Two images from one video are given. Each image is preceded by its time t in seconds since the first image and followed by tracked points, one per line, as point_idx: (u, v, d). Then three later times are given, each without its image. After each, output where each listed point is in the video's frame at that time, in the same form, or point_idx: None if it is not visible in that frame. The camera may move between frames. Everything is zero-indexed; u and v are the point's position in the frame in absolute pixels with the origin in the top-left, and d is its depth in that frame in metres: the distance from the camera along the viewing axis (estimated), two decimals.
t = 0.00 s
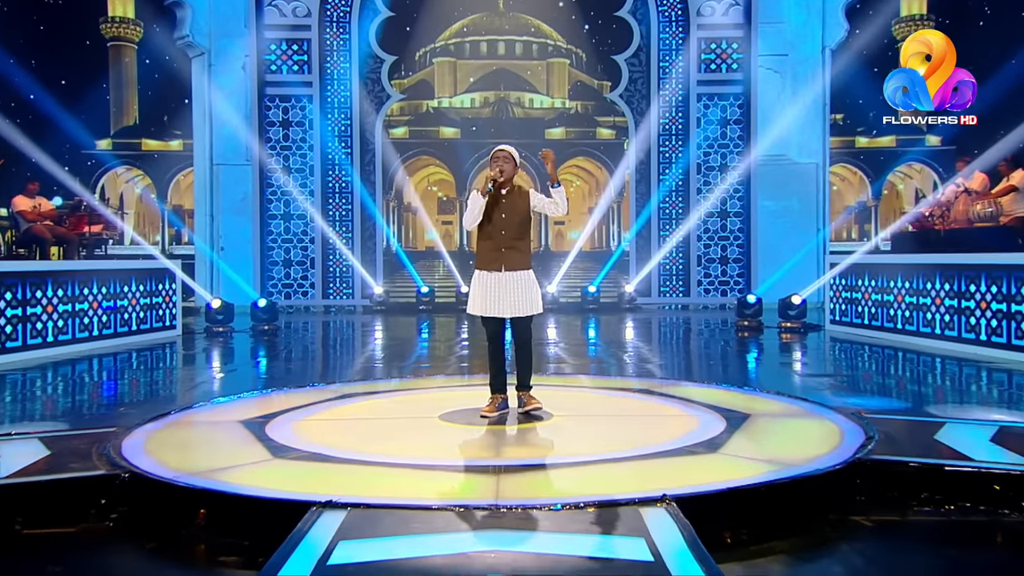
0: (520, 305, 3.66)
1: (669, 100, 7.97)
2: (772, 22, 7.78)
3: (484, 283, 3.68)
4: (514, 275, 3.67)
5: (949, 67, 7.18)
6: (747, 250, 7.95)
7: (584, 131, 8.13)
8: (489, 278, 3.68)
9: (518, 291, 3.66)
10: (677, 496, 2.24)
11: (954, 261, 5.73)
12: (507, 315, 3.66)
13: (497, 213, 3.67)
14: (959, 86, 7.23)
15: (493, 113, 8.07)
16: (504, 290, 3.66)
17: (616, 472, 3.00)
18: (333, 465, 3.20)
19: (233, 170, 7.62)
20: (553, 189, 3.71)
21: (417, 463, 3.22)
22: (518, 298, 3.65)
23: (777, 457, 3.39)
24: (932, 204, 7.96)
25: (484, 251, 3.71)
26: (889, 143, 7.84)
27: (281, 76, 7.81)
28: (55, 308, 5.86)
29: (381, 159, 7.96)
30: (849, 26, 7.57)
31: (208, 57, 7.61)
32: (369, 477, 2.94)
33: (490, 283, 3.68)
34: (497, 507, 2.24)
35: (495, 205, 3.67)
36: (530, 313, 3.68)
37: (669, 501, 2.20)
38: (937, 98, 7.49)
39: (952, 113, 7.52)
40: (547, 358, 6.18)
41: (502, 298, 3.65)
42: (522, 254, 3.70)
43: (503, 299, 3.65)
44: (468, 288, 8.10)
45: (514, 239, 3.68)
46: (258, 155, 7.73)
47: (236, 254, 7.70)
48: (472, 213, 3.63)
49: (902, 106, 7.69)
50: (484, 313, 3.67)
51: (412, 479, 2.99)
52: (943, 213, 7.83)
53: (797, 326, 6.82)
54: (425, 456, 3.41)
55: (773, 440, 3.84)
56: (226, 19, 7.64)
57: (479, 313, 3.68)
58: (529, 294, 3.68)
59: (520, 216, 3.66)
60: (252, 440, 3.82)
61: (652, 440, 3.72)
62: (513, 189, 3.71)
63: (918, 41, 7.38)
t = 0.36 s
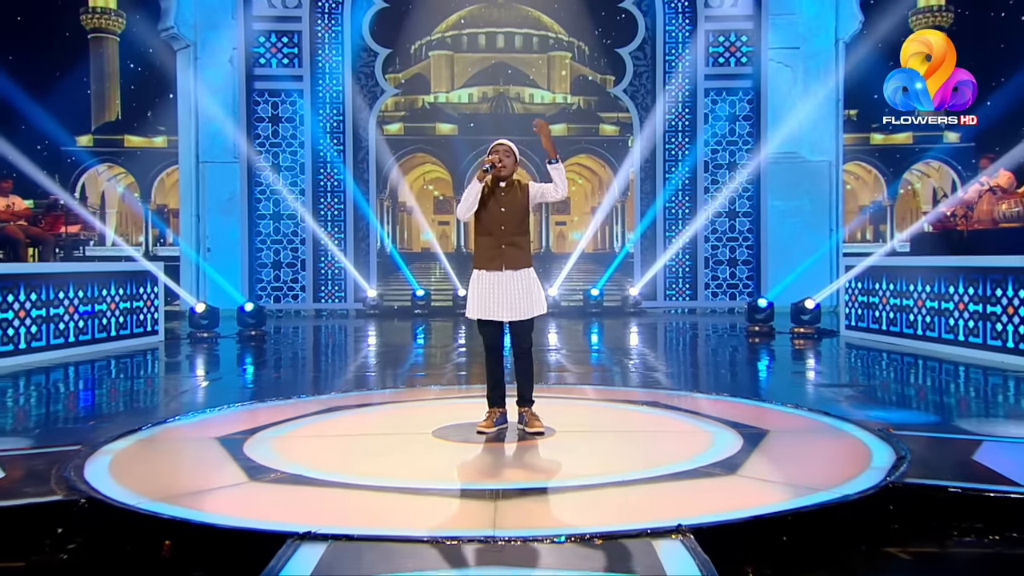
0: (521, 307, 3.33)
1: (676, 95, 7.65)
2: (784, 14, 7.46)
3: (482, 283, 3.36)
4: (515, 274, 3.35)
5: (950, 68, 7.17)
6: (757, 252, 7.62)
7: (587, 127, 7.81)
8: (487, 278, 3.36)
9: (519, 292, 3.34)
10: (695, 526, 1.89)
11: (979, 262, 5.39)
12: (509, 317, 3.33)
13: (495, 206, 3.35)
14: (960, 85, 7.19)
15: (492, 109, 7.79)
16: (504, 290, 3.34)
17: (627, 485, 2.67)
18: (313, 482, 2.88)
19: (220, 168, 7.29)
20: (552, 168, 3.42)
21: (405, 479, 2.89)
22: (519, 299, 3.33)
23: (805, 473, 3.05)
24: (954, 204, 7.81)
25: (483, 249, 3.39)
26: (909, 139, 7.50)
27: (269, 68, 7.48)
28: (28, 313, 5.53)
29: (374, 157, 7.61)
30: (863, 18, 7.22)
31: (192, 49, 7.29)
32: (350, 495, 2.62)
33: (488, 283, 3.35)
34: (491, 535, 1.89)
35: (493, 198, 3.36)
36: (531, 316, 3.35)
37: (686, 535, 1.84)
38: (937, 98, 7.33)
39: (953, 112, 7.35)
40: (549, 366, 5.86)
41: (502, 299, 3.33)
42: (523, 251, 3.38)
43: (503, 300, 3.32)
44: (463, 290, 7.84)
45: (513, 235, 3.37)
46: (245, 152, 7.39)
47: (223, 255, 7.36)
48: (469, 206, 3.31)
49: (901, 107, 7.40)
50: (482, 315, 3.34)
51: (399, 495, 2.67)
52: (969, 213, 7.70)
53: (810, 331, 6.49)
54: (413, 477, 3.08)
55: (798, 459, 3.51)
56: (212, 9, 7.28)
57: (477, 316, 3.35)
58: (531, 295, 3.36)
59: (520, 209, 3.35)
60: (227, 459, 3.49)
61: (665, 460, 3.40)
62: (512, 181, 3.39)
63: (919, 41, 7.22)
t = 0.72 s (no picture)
0: (518, 319, 2.98)
1: (683, 91, 7.29)
2: (796, 5, 7.17)
3: (476, 293, 3.02)
4: (511, 283, 3.02)
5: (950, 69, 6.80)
6: (768, 255, 7.28)
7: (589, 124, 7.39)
8: (480, 287, 3.03)
9: (516, 303, 3.00)
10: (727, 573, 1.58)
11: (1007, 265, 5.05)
12: (505, 331, 2.99)
13: (489, 209, 3.03)
14: (959, 86, 6.78)
15: (490, 104, 7.26)
16: (499, 301, 3.00)
17: (643, 508, 2.35)
18: (288, 496, 2.57)
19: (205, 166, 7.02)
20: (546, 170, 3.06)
21: (393, 493, 2.58)
22: (516, 311, 2.99)
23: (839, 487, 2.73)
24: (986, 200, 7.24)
25: (476, 255, 3.06)
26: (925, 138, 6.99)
27: (255, 62, 7.12)
28: None
29: (365, 155, 7.21)
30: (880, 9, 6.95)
31: (176, 42, 7.02)
32: (329, 515, 2.31)
33: (482, 294, 3.01)
34: None
35: (488, 199, 3.04)
36: (529, 329, 3.01)
37: None
38: (937, 98, 6.90)
39: (953, 113, 6.86)
40: (549, 376, 5.52)
41: (497, 310, 2.99)
42: (520, 257, 3.04)
43: (498, 312, 2.99)
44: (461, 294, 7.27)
45: (510, 240, 3.03)
46: (231, 150, 7.09)
47: (209, 256, 7.07)
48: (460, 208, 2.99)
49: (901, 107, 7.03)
50: (475, 328, 3.01)
51: (382, 516, 2.34)
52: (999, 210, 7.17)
53: (825, 339, 6.15)
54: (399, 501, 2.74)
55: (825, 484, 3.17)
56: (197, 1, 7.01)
57: (470, 329, 3.02)
58: (529, 306, 3.02)
59: (517, 212, 3.02)
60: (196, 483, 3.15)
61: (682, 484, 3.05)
62: (507, 182, 3.08)
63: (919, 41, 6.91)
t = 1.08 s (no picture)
0: (516, 330, 2.66)
1: (689, 87, 6.48)
2: None
3: (470, 303, 2.70)
4: (508, 291, 2.70)
5: (952, 68, 6.04)
6: (779, 258, 6.42)
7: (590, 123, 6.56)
8: (475, 296, 2.70)
9: (514, 313, 2.67)
10: None
11: None
12: (502, 344, 2.67)
13: (483, 211, 2.72)
14: (960, 88, 6.04)
15: (485, 101, 6.60)
16: (495, 311, 2.68)
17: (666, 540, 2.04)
18: (259, 519, 2.27)
19: (186, 165, 6.38)
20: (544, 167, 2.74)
21: (378, 516, 2.28)
22: (514, 322, 2.67)
23: (875, 506, 2.45)
24: None
25: (469, 261, 2.73)
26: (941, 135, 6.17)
27: (240, 55, 6.49)
28: None
29: (356, 154, 6.60)
30: None
31: (156, 33, 6.32)
32: (304, 542, 2.02)
33: (476, 303, 2.69)
34: None
35: (481, 200, 2.72)
36: (528, 341, 2.69)
37: None
38: (937, 98, 6.12)
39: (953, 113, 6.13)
40: (548, 389, 5.17)
41: (493, 321, 2.67)
42: (517, 264, 2.72)
43: (495, 323, 2.67)
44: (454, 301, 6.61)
45: (506, 245, 2.71)
46: (214, 145, 6.45)
47: (189, 260, 6.42)
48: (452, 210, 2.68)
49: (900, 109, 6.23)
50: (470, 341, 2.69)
51: (365, 549, 2.04)
52: None
53: (839, 348, 5.82)
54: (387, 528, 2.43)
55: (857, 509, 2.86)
56: None
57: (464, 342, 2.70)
58: (527, 316, 2.70)
59: (514, 215, 2.70)
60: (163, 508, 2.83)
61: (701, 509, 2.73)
62: (502, 180, 2.75)
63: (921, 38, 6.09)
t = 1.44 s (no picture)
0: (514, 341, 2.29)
1: (696, 81, 6.13)
2: None
3: (463, 313, 2.35)
4: (504, 300, 2.33)
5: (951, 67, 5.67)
6: (790, 262, 6.09)
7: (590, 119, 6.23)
8: (470, 306, 2.34)
9: (512, 323, 2.30)
10: None
11: None
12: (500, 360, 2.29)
13: (475, 213, 2.34)
14: (960, 87, 5.65)
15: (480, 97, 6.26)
16: (491, 322, 2.31)
17: None
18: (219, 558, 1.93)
19: (164, 163, 6.02)
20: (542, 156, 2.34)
21: (357, 551, 1.93)
22: (512, 332, 2.30)
23: (930, 536, 2.10)
24: None
25: (463, 269, 2.37)
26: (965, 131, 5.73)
27: (221, 47, 6.13)
28: None
29: (344, 152, 6.24)
30: None
31: (131, 23, 5.96)
32: None
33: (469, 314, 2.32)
34: None
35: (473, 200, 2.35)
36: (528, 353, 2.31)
37: None
38: (937, 99, 5.75)
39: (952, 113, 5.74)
40: (547, 403, 4.83)
41: (488, 333, 2.30)
42: (515, 270, 2.34)
43: (491, 333, 2.30)
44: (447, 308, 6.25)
45: (502, 249, 2.33)
46: (193, 142, 6.09)
47: (167, 264, 6.05)
48: (439, 215, 2.32)
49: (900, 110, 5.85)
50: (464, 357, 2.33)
51: None
52: None
53: (856, 358, 5.49)
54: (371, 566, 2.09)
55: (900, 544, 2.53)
56: None
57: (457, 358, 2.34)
58: (527, 326, 2.32)
59: (510, 215, 2.32)
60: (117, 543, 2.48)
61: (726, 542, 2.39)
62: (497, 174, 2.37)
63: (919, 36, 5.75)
